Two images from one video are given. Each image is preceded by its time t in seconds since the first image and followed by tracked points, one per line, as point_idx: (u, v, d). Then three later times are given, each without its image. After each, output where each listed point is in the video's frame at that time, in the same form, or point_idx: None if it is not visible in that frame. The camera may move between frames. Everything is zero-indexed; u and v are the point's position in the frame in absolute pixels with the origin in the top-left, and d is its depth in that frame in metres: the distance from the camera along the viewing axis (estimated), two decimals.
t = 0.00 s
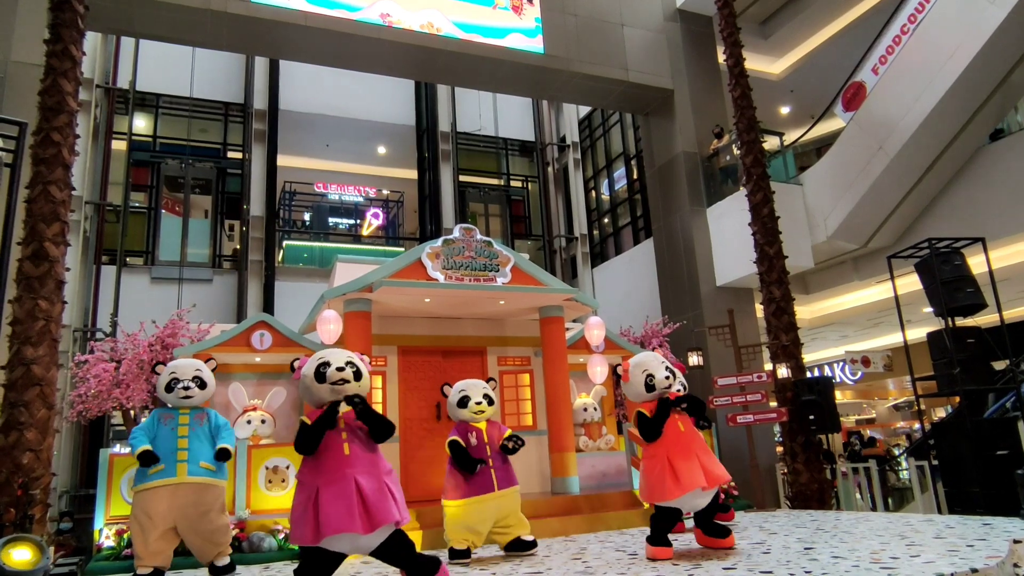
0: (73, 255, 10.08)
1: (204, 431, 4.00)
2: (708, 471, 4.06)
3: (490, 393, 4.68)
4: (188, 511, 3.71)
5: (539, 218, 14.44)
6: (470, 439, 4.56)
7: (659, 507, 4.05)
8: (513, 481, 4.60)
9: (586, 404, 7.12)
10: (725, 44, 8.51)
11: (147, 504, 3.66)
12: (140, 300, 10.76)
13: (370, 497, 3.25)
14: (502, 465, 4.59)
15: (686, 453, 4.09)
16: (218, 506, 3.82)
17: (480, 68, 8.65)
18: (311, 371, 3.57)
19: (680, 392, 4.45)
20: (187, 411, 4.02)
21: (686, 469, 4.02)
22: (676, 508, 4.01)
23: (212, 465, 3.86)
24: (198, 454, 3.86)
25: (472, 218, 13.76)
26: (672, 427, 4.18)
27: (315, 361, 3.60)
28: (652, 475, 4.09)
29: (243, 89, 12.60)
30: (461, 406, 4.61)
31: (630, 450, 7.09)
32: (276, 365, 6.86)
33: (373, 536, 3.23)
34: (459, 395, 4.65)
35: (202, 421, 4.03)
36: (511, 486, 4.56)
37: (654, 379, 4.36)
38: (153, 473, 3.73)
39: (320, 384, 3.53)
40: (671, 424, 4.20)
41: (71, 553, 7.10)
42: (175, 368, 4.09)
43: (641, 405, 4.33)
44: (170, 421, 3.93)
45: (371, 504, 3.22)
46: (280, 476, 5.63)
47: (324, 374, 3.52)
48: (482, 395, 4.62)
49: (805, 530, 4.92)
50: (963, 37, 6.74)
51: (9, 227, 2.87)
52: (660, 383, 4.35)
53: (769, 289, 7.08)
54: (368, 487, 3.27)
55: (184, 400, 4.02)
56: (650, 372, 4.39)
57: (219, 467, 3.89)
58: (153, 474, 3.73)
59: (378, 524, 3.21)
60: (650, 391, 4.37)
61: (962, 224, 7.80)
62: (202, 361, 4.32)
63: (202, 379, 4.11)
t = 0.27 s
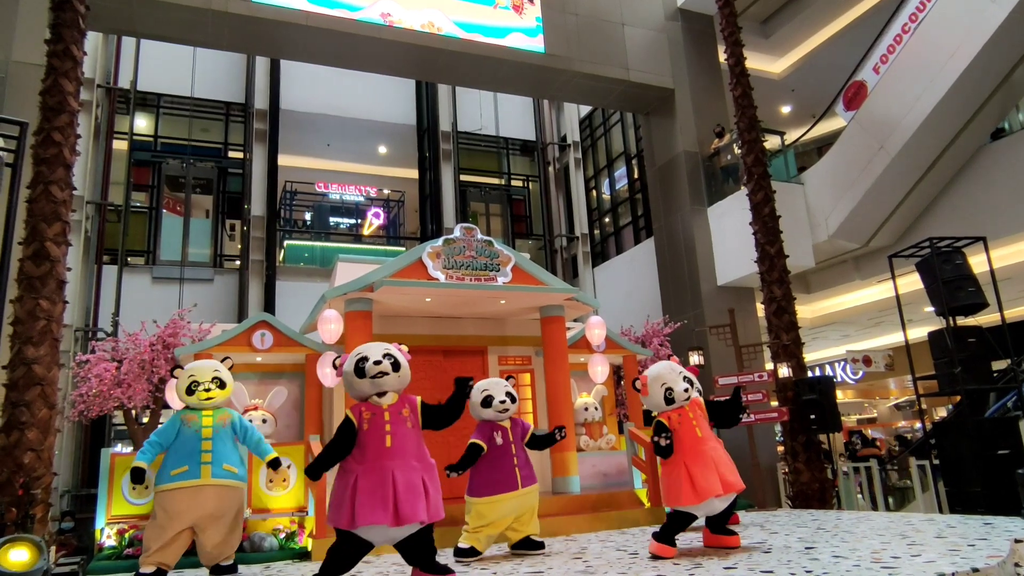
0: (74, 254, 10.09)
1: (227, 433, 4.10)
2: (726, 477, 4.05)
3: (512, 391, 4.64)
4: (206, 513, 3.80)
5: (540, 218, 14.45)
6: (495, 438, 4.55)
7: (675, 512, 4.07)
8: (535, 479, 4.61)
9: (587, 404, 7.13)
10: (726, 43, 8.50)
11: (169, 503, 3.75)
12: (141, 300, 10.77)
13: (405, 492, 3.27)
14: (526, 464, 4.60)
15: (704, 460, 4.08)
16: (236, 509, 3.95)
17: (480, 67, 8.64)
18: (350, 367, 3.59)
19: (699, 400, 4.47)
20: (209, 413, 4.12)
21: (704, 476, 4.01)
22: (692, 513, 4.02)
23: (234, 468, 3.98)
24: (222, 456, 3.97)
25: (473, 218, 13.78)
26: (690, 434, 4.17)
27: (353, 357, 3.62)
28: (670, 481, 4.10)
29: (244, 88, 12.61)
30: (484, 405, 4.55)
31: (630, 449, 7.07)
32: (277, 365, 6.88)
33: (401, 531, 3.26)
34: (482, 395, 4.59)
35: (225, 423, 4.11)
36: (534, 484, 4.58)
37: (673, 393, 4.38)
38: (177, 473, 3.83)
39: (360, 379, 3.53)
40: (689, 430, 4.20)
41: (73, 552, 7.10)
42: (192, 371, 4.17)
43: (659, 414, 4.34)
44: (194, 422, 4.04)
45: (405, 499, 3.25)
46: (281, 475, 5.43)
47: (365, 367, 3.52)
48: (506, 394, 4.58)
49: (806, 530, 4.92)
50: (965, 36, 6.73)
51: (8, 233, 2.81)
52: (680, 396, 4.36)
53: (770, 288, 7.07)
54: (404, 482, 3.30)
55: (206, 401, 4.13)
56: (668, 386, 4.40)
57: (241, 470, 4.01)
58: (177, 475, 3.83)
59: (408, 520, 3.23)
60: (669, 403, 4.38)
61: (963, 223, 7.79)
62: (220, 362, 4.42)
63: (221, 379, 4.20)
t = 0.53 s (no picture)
0: (75, 254, 10.10)
1: (237, 430, 4.16)
2: (735, 466, 4.12)
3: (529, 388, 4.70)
4: (218, 509, 3.91)
5: (541, 217, 14.47)
6: (511, 433, 4.60)
7: (685, 498, 4.13)
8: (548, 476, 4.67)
9: (588, 403, 7.11)
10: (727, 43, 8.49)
11: (180, 500, 3.86)
12: (142, 300, 10.77)
13: (433, 477, 3.33)
14: (539, 460, 4.66)
15: (713, 449, 4.16)
16: (245, 505, 4.04)
17: (481, 66, 8.64)
18: (376, 356, 3.60)
19: (715, 392, 4.53)
20: (220, 411, 4.17)
21: (713, 464, 4.09)
22: (701, 500, 4.09)
23: (243, 465, 4.06)
24: (231, 453, 4.04)
25: (473, 218, 13.79)
26: (701, 423, 4.27)
27: (379, 347, 3.62)
28: (680, 467, 4.17)
29: (245, 88, 12.61)
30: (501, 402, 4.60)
31: (631, 449, 7.06)
32: (278, 364, 6.89)
33: (429, 516, 3.30)
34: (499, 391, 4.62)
35: (235, 420, 4.17)
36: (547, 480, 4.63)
37: (689, 384, 4.42)
38: (187, 470, 3.91)
39: (386, 368, 3.54)
40: (700, 420, 4.29)
41: (75, 551, 7.11)
42: (204, 367, 4.21)
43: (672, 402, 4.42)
44: (205, 418, 4.11)
45: (434, 484, 3.31)
46: (282, 475, 5.35)
47: (390, 359, 3.53)
48: (522, 391, 4.64)
49: (807, 529, 4.92)
50: (966, 35, 6.73)
51: (9, 236, 2.80)
52: (695, 389, 4.40)
53: (771, 287, 7.07)
54: (432, 468, 3.36)
55: (217, 398, 4.17)
56: (686, 377, 4.43)
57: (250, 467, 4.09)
58: (187, 472, 3.91)
59: (437, 505, 3.28)
60: (683, 393, 4.43)
61: (965, 222, 7.78)
62: (232, 358, 4.45)
63: (231, 376, 4.23)
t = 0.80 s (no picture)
0: (76, 253, 10.11)
1: (238, 437, 4.16)
2: (733, 471, 4.11)
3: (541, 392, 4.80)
4: (220, 515, 3.92)
5: (542, 217, 14.48)
6: (519, 432, 4.67)
7: (682, 496, 4.17)
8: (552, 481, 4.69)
9: (589, 403, 7.14)
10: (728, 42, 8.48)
11: (182, 507, 3.91)
12: (143, 299, 10.78)
13: (444, 482, 3.34)
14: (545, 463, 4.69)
15: (714, 450, 4.17)
16: (248, 511, 4.02)
17: (482, 65, 8.64)
18: (395, 364, 3.60)
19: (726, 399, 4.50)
20: (221, 419, 4.19)
21: (712, 466, 4.10)
22: (698, 500, 4.11)
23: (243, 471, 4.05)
24: (231, 459, 4.05)
25: (474, 217, 13.80)
26: (705, 424, 4.28)
27: (398, 354, 3.62)
28: (678, 465, 4.20)
29: (245, 88, 12.61)
30: (513, 399, 4.71)
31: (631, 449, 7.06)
32: (280, 364, 6.90)
33: (439, 521, 3.29)
34: (512, 389, 4.74)
35: (236, 428, 4.16)
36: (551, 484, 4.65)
37: (699, 384, 4.41)
38: (188, 477, 3.96)
39: (403, 379, 3.56)
40: (704, 420, 4.30)
41: (76, 550, 7.12)
42: (206, 378, 4.22)
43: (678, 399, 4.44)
44: (206, 427, 4.13)
45: (445, 489, 3.32)
46: (283, 474, 5.35)
47: (410, 370, 3.55)
48: (535, 393, 4.75)
49: (809, 529, 4.91)
50: (967, 34, 6.72)
51: (10, 236, 2.80)
52: (703, 390, 4.39)
53: (772, 287, 7.07)
54: (443, 473, 3.37)
55: (219, 408, 4.20)
56: (698, 375, 4.42)
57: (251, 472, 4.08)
58: (188, 479, 3.95)
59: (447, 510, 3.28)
60: (691, 391, 4.44)
61: (966, 222, 7.77)
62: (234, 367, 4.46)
63: (234, 387, 4.23)
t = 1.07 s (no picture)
0: (77, 253, 10.14)
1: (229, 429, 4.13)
2: (740, 465, 4.12)
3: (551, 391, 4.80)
4: (210, 508, 3.88)
5: (542, 216, 14.50)
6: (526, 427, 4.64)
7: (687, 490, 4.15)
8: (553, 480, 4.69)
9: (591, 402, 7.16)
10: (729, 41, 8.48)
11: (175, 502, 3.92)
12: (144, 299, 10.79)
13: (450, 474, 3.35)
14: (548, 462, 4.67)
15: (720, 445, 4.17)
16: (239, 504, 3.98)
17: (482, 65, 8.64)
18: (398, 358, 3.52)
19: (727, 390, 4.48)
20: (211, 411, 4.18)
21: (718, 460, 4.09)
22: (704, 494, 4.09)
23: (233, 463, 4.01)
24: (221, 452, 4.01)
25: (475, 216, 13.82)
26: (712, 419, 4.28)
27: (403, 349, 3.53)
28: (684, 458, 4.18)
29: (246, 87, 12.62)
30: (523, 397, 4.71)
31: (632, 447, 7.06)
32: (280, 363, 6.91)
33: (445, 512, 3.31)
34: (523, 386, 4.74)
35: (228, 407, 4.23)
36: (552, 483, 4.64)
37: (701, 372, 4.41)
38: (181, 470, 3.97)
39: (407, 375, 3.51)
40: (711, 414, 4.30)
41: (77, 549, 7.14)
42: (194, 371, 4.20)
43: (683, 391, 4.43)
44: (197, 420, 4.13)
45: (452, 481, 3.33)
46: (284, 473, 5.35)
47: (414, 364, 3.48)
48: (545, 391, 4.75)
49: (810, 528, 4.91)
50: (968, 33, 6.72)
51: (11, 236, 2.80)
52: (706, 378, 4.39)
53: (772, 286, 7.06)
54: (449, 465, 3.38)
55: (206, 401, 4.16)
56: (699, 364, 4.42)
57: (241, 465, 4.03)
58: (181, 473, 3.96)
59: (453, 501, 3.30)
60: (694, 381, 4.43)
61: (967, 221, 7.77)
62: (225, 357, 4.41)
63: (221, 380, 4.18)
